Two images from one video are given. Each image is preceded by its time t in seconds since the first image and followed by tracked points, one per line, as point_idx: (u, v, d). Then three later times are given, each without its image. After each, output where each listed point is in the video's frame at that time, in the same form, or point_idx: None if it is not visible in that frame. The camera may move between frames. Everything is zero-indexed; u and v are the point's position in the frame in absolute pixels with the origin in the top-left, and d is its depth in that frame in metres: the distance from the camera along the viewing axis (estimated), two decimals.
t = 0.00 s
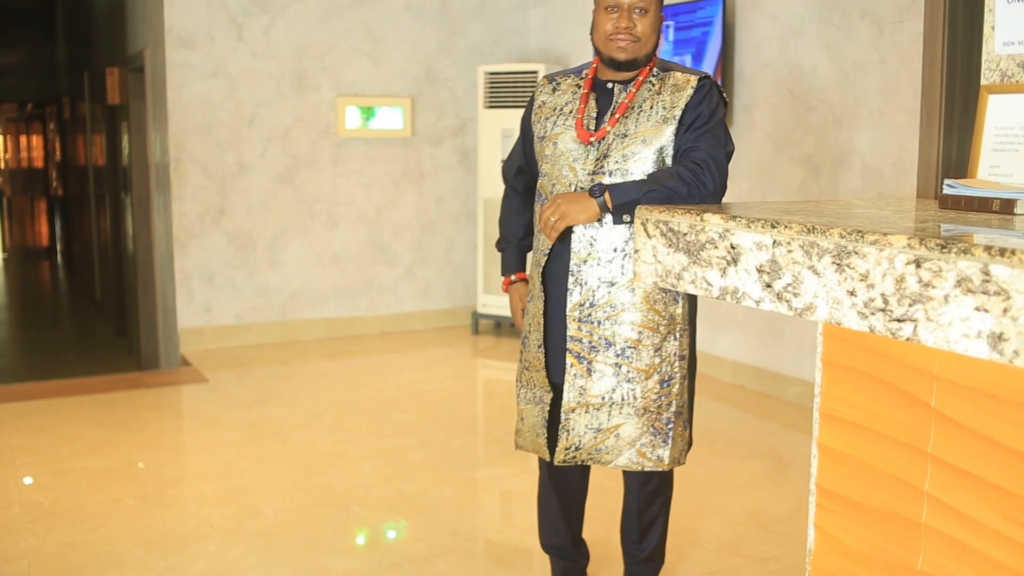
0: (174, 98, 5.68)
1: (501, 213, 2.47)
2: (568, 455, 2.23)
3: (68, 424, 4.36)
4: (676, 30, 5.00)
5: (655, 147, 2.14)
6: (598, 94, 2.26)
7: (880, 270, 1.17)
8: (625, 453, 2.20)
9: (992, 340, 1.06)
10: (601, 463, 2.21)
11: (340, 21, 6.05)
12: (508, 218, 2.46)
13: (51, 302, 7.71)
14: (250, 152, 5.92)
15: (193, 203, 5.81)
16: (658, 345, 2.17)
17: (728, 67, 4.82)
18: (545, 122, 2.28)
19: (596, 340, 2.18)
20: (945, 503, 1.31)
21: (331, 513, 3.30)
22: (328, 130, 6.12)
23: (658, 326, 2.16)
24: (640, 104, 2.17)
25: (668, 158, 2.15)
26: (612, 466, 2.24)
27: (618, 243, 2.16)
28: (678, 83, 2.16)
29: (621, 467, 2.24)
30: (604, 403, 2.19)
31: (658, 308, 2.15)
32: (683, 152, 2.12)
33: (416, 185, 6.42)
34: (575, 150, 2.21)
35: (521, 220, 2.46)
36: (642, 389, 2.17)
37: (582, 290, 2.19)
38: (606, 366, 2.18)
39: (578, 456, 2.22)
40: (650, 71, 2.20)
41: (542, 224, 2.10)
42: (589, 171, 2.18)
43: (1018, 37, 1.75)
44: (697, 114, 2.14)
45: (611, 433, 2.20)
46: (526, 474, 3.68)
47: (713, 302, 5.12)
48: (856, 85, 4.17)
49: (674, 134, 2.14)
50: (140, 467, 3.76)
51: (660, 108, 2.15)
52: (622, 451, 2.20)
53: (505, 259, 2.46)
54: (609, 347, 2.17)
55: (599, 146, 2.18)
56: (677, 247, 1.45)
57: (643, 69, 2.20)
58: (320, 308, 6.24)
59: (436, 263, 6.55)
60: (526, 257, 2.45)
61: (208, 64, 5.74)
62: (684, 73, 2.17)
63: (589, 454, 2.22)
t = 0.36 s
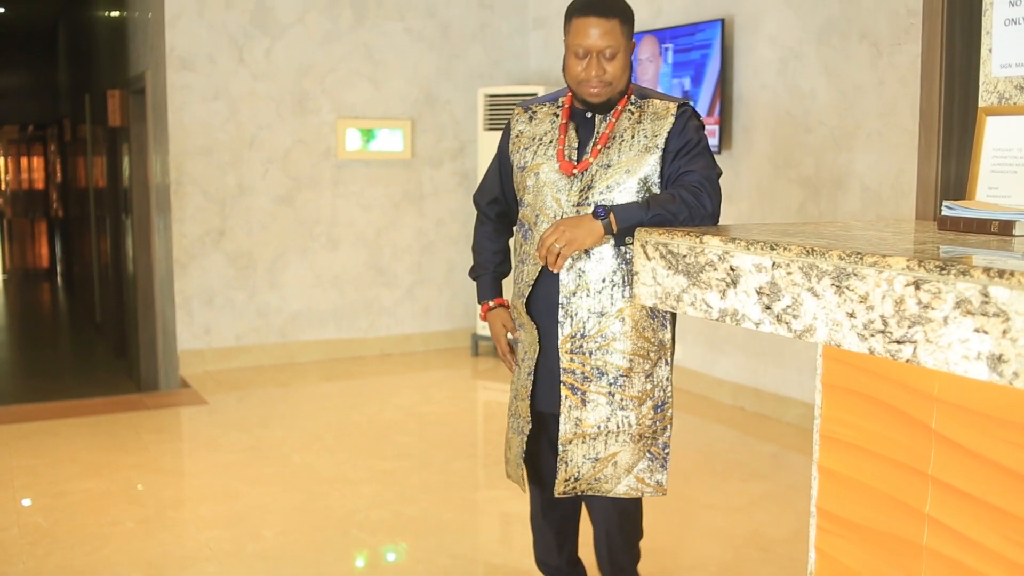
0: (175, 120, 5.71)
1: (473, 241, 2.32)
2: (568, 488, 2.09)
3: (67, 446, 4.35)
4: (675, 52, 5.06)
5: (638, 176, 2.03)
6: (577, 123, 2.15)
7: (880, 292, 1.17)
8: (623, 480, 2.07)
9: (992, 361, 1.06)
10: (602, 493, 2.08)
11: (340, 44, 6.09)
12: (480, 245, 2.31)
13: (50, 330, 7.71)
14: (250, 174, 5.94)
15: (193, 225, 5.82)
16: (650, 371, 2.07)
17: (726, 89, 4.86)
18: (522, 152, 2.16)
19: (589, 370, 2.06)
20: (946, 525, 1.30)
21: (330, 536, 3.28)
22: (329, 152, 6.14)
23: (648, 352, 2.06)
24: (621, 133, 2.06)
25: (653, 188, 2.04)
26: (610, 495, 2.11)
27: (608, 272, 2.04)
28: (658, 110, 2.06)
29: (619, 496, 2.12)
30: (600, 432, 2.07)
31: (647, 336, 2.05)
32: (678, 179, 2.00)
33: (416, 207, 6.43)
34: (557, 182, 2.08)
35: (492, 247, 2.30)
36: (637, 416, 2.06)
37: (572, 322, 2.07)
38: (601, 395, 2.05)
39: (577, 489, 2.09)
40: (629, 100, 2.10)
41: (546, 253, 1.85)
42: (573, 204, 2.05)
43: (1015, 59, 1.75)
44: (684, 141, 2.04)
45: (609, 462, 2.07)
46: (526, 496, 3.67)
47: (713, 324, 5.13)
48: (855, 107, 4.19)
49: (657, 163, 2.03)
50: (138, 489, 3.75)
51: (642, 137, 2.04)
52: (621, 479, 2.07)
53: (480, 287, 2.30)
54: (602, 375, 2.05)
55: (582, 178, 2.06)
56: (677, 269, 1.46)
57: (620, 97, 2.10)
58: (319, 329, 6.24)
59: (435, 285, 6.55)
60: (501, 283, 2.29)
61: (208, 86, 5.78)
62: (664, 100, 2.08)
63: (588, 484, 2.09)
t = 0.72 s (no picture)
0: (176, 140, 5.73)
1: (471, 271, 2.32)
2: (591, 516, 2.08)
3: (66, 466, 4.34)
4: (674, 73, 5.09)
5: (631, 205, 2.04)
6: (566, 151, 2.14)
7: (879, 312, 1.17)
8: (642, 499, 2.07)
9: (991, 381, 1.06)
10: (624, 515, 2.08)
11: (340, 65, 6.13)
12: (478, 270, 2.31)
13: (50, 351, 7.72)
14: (251, 194, 5.96)
15: (193, 244, 5.84)
16: (656, 391, 2.07)
17: (725, 110, 4.88)
18: (514, 182, 2.15)
19: (598, 398, 2.05)
20: (946, 546, 1.30)
21: (329, 556, 3.27)
22: (329, 172, 6.16)
23: (654, 374, 2.05)
24: (612, 163, 2.06)
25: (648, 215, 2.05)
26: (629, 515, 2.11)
27: (609, 304, 2.04)
28: (648, 136, 2.07)
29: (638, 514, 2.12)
30: (615, 457, 2.06)
31: (651, 358, 2.05)
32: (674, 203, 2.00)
33: (416, 226, 6.45)
34: (550, 216, 2.08)
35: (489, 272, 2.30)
36: (648, 436, 2.07)
37: (578, 355, 2.06)
38: (612, 421, 2.05)
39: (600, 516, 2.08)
40: (617, 126, 2.09)
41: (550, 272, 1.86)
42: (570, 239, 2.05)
43: (1013, 80, 1.75)
44: (677, 165, 2.05)
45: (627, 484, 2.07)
46: (526, 517, 3.66)
47: (712, 344, 5.13)
48: (854, 127, 4.21)
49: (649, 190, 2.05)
50: (137, 509, 3.74)
51: (633, 164, 2.05)
52: (639, 498, 2.08)
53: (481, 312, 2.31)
54: (612, 402, 2.05)
55: (576, 212, 2.06)
56: (677, 289, 1.47)
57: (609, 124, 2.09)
58: (319, 349, 6.24)
59: (435, 305, 6.55)
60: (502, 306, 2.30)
61: (209, 106, 5.80)
62: (652, 124, 2.08)
63: (610, 509, 2.08)
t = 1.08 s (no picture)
0: (176, 161, 5.76)
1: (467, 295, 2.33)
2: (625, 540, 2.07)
3: (65, 488, 4.33)
4: (673, 95, 5.12)
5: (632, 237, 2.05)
6: (561, 184, 2.16)
7: (879, 333, 1.18)
8: (669, 512, 2.08)
9: (991, 403, 1.06)
10: (655, 531, 2.07)
11: (341, 87, 6.16)
12: (473, 294, 2.32)
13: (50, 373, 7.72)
14: (251, 216, 5.98)
15: (193, 265, 5.84)
16: (671, 409, 2.08)
17: (724, 132, 4.91)
18: (512, 218, 2.17)
19: (619, 426, 2.04)
20: (946, 567, 1.30)
21: None
22: (329, 194, 6.18)
23: (668, 393, 2.06)
24: (609, 195, 2.07)
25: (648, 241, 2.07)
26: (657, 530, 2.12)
27: (620, 334, 2.04)
28: (644, 164, 2.08)
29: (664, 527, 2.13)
30: (641, 481, 2.05)
31: (664, 379, 2.05)
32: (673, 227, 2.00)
33: (415, 248, 6.46)
34: (550, 254, 2.10)
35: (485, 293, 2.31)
36: (669, 454, 2.07)
37: (596, 388, 2.04)
38: (634, 446, 2.04)
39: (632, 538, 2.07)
40: (612, 156, 2.10)
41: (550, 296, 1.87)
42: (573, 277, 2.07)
43: (1012, 101, 1.74)
44: (672, 191, 2.06)
45: (654, 502, 2.07)
46: (526, 539, 3.64)
47: (712, 366, 5.13)
48: (852, 149, 4.23)
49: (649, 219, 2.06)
50: (136, 531, 3.72)
51: (631, 194, 2.06)
52: (665, 513, 2.08)
53: (481, 333, 2.32)
54: (632, 428, 2.04)
55: (576, 249, 2.08)
56: (676, 310, 1.47)
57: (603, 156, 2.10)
58: (319, 371, 6.24)
59: (435, 326, 6.55)
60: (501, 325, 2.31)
61: (209, 128, 5.83)
62: (647, 151, 2.09)
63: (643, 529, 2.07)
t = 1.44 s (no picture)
0: (175, 179, 5.77)
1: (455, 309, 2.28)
2: (628, 558, 2.07)
3: (62, 506, 4.31)
4: (671, 114, 5.15)
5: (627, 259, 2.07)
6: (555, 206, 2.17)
7: (877, 351, 1.18)
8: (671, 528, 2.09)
9: (989, 421, 1.07)
10: (656, 549, 2.08)
11: (340, 105, 6.18)
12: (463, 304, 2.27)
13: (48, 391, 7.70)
14: (250, 234, 5.99)
15: (192, 284, 5.85)
16: (669, 426, 2.09)
17: (722, 150, 4.93)
18: (508, 240, 2.18)
19: (618, 444, 2.04)
20: None
21: None
22: (328, 212, 6.19)
23: (666, 411, 2.08)
24: (603, 217, 2.08)
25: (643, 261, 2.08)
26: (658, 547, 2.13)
27: (616, 354, 2.05)
28: (638, 186, 2.09)
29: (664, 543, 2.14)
30: (641, 498, 2.06)
31: (661, 397, 2.06)
32: (670, 247, 2.00)
33: (414, 266, 6.46)
34: (545, 277, 2.11)
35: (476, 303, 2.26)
36: (668, 471, 2.08)
37: (593, 409, 2.05)
38: (635, 464, 2.04)
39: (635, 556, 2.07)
40: (604, 178, 2.11)
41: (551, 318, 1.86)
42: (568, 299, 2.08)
43: (1008, 120, 1.74)
44: (667, 213, 2.06)
45: (655, 519, 2.08)
46: (524, 558, 3.63)
47: (711, 384, 5.13)
48: (849, 168, 4.25)
49: (643, 240, 2.07)
50: (132, 550, 3.71)
51: (625, 216, 2.08)
52: (666, 530, 2.09)
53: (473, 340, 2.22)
54: (632, 446, 2.04)
55: (570, 271, 2.09)
56: (674, 329, 1.48)
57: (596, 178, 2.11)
58: (317, 389, 6.23)
59: (433, 344, 6.55)
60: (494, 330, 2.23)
61: (208, 147, 5.84)
62: (641, 173, 2.10)
63: (644, 547, 2.08)
